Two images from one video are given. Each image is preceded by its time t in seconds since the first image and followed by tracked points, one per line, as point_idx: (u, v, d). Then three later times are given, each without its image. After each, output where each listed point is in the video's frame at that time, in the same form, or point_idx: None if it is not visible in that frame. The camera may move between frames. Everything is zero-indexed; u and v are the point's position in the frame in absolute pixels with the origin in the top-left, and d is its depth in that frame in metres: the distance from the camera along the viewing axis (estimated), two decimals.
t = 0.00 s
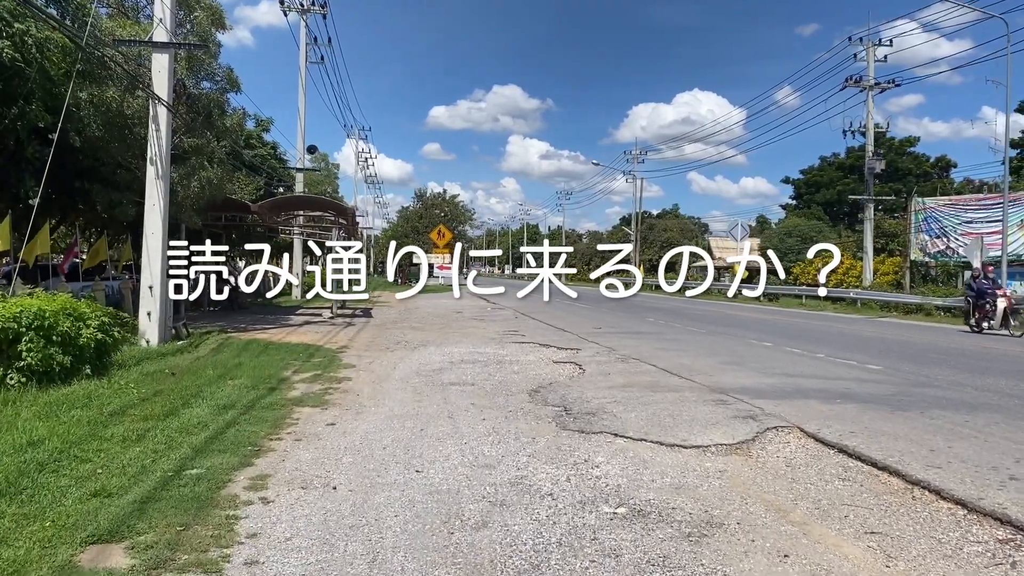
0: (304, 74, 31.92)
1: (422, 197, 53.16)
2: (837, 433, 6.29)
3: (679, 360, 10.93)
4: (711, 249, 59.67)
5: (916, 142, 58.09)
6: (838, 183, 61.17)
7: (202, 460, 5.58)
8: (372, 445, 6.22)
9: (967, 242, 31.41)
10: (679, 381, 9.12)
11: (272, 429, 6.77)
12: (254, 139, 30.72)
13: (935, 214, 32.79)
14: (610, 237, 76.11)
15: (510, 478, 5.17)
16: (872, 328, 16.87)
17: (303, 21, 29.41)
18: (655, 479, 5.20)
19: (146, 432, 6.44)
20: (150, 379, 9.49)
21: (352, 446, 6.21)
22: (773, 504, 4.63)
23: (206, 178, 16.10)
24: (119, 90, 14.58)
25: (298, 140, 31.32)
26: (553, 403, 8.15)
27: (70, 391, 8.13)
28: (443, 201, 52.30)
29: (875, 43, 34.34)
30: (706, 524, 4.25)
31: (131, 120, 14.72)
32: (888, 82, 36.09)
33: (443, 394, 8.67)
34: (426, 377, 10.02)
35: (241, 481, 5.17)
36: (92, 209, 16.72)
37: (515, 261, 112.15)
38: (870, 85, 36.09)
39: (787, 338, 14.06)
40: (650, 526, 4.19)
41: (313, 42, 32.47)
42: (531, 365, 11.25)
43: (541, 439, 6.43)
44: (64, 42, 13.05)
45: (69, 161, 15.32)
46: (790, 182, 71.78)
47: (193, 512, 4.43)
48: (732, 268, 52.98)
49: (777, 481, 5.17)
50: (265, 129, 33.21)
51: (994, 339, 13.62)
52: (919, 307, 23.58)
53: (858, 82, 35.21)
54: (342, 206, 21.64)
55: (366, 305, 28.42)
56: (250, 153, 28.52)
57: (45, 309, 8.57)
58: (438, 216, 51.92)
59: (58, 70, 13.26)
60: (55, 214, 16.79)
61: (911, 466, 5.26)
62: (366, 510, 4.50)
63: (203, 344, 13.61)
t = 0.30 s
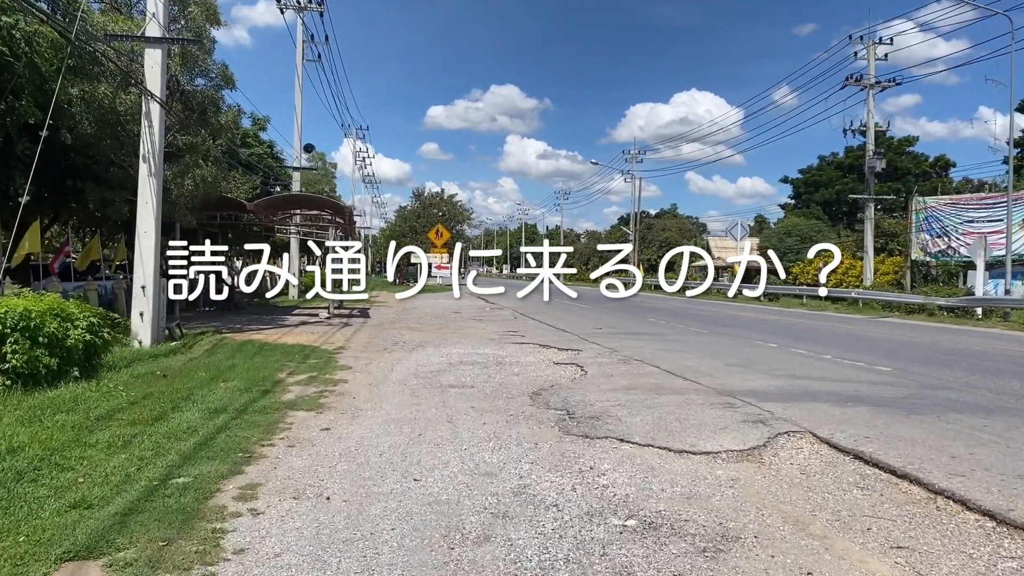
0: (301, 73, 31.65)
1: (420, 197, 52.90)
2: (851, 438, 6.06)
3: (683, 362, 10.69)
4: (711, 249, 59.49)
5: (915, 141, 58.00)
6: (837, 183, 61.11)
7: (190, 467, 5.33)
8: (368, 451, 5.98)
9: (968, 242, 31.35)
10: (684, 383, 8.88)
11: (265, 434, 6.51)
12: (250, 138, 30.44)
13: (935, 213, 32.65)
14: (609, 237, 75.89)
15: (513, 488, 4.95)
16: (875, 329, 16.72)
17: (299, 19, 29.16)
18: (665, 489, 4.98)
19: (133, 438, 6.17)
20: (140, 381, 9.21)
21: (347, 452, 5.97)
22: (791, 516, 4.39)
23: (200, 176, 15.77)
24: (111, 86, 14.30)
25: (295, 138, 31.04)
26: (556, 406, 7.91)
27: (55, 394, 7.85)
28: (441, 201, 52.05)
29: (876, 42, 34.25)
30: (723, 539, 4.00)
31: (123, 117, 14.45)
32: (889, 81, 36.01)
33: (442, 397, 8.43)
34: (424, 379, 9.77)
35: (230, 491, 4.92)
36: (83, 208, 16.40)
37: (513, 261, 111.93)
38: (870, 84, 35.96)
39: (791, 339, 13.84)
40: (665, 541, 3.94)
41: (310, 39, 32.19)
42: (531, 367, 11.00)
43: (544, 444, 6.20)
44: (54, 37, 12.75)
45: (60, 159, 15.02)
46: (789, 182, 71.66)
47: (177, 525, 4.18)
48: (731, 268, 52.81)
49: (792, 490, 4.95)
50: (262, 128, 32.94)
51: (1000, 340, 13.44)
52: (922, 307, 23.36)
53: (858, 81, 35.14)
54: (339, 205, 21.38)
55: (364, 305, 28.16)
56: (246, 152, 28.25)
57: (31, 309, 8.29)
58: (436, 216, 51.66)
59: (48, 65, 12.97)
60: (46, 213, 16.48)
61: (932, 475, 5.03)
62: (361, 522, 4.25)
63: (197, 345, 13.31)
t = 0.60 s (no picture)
0: (297, 71, 31.39)
1: (418, 197, 52.62)
2: (865, 445, 5.80)
3: (686, 364, 10.44)
4: (710, 249, 59.31)
5: (914, 141, 57.88)
6: (836, 182, 61.00)
7: (172, 478, 5.06)
8: (360, 459, 5.73)
9: (969, 242, 31.26)
10: (687, 387, 8.64)
11: (252, 441, 6.25)
12: (246, 137, 30.17)
13: (936, 212, 32.35)
14: (608, 237, 75.70)
15: (511, 500, 4.72)
16: (879, 331, 16.55)
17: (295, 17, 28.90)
18: (671, 501, 4.75)
19: (114, 445, 5.89)
20: (127, 384, 8.93)
21: (337, 460, 5.71)
22: (805, 530, 4.14)
23: (192, 174, 15.39)
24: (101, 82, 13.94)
25: (291, 137, 30.75)
26: (554, 410, 7.66)
27: (36, 398, 7.55)
28: (440, 200, 51.79)
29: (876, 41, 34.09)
30: (738, 555, 3.76)
31: (113, 115, 13.99)
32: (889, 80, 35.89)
33: (438, 401, 8.18)
34: (420, 382, 9.51)
35: (212, 503, 4.65)
36: (73, 207, 16.08)
37: (512, 261, 111.72)
38: (870, 83, 35.78)
39: (795, 340, 13.60)
40: (674, 560, 3.69)
41: (306, 37, 31.91)
42: (530, 369, 10.75)
43: (544, 451, 5.95)
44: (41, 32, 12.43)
45: (49, 156, 14.71)
46: (788, 182, 71.54)
47: (153, 543, 3.91)
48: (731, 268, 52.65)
49: (805, 502, 4.72)
50: (258, 126, 32.68)
51: (1007, 341, 13.25)
52: (925, 307, 23.14)
53: (857, 79, 35.03)
54: (335, 205, 21.13)
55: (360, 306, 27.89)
56: (241, 151, 27.96)
57: (12, 310, 7.98)
58: (435, 216, 51.39)
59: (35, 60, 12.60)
60: (37, 212, 16.19)
61: (953, 485, 4.79)
62: (349, 539, 4.00)
63: (188, 347, 13.03)
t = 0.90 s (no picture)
0: (290, 64, 30.41)
1: (416, 195, 51.64)
2: (954, 483, 4.93)
3: (712, 376, 9.49)
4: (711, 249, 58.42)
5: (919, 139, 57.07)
6: (839, 181, 60.23)
7: (108, 527, 4.05)
8: (344, 498, 4.74)
9: (984, 241, 30.27)
10: (719, 403, 7.74)
11: (218, 473, 5.23)
12: (237, 132, 29.13)
13: (949, 210, 31.38)
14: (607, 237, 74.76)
15: (534, 561, 3.77)
16: (903, 335, 15.73)
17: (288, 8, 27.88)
18: (734, 562, 3.79)
19: (48, 478, 4.86)
20: (87, 397, 7.88)
21: (318, 500, 4.71)
22: None
23: (174, 168, 14.15)
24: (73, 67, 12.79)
25: (284, 133, 29.77)
26: (572, 431, 6.73)
27: None
28: (438, 199, 50.81)
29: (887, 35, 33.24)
30: None
31: (87, 102, 12.84)
32: (899, 75, 35.06)
33: (437, 418, 7.21)
34: (417, 395, 8.55)
35: (157, 566, 3.64)
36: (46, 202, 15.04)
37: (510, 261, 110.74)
38: (880, 78, 34.90)
39: (821, 346, 12.67)
40: None
41: (299, 29, 30.93)
42: (538, 378, 9.83)
43: (566, 488, 5.02)
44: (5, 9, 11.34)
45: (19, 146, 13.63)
46: (790, 181, 70.68)
47: None
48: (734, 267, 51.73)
49: (903, 563, 3.77)
50: (250, 121, 31.63)
51: None
52: (944, 310, 22.37)
53: (867, 75, 34.18)
54: (328, 202, 20.17)
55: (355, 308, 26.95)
56: (231, 147, 26.96)
57: None
58: (433, 215, 50.40)
59: None
60: (8, 207, 15.13)
61: None
62: None
63: (166, 354, 11.97)
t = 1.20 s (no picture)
0: (292, 63, 30.19)
1: (418, 195, 51.42)
2: (989, 497, 4.73)
3: (724, 379, 9.21)
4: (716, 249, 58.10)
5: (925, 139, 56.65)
6: (844, 181, 59.90)
7: (92, 544, 3.79)
8: (345, 511, 4.49)
9: (993, 241, 29.95)
10: (734, 408, 7.49)
11: (212, 483, 4.99)
12: (239, 131, 28.92)
13: (958, 211, 31.14)
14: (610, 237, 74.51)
15: None
16: (915, 337, 15.48)
17: (290, 5, 27.66)
18: None
19: (33, 489, 4.61)
20: (81, 401, 7.63)
21: (316, 513, 4.46)
22: None
23: (173, 165, 13.97)
24: (71, 64, 12.54)
25: (287, 132, 29.55)
26: (582, 437, 6.48)
27: None
28: (440, 198, 50.57)
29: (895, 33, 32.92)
30: None
31: (85, 99, 12.74)
32: (907, 74, 34.72)
33: (442, 423, 6.96)
34: (420, 398, 8.29)
35: None
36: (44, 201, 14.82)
37: (513, 261, 110.49)
38: (887, 77, 34.58)
39: (833, 347, 12.39)
40: None
41: (301, 27, 30.73)
42: (545, 381, 9.58)
43: (579, 500, 4.76)
44: None
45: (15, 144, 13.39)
46: (794, 180, 70.31)
47: None
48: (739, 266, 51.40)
49: None
50: (252, 120, 31.43)
51: None
52: (955, 310, 22.19)
53: (873, 73, 33.88)
54: (331, 201, 19.93)
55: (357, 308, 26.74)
56: (233, 146, 26.74)
57: None
58: (436, 214, 50.15)
59: None
60: (5, 206, 14.91)
61: None
62: None
63: (164, 355, 11.73)
